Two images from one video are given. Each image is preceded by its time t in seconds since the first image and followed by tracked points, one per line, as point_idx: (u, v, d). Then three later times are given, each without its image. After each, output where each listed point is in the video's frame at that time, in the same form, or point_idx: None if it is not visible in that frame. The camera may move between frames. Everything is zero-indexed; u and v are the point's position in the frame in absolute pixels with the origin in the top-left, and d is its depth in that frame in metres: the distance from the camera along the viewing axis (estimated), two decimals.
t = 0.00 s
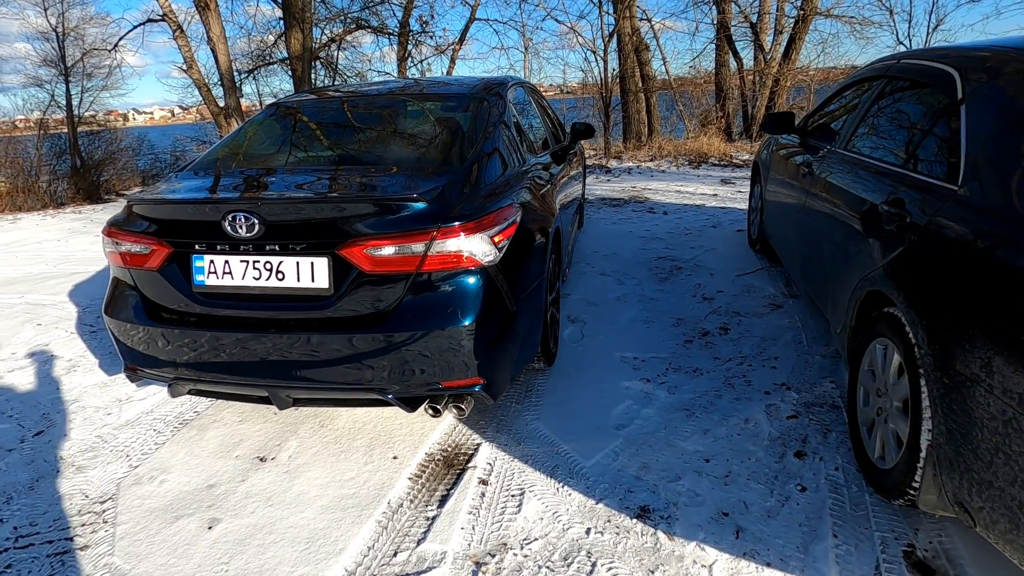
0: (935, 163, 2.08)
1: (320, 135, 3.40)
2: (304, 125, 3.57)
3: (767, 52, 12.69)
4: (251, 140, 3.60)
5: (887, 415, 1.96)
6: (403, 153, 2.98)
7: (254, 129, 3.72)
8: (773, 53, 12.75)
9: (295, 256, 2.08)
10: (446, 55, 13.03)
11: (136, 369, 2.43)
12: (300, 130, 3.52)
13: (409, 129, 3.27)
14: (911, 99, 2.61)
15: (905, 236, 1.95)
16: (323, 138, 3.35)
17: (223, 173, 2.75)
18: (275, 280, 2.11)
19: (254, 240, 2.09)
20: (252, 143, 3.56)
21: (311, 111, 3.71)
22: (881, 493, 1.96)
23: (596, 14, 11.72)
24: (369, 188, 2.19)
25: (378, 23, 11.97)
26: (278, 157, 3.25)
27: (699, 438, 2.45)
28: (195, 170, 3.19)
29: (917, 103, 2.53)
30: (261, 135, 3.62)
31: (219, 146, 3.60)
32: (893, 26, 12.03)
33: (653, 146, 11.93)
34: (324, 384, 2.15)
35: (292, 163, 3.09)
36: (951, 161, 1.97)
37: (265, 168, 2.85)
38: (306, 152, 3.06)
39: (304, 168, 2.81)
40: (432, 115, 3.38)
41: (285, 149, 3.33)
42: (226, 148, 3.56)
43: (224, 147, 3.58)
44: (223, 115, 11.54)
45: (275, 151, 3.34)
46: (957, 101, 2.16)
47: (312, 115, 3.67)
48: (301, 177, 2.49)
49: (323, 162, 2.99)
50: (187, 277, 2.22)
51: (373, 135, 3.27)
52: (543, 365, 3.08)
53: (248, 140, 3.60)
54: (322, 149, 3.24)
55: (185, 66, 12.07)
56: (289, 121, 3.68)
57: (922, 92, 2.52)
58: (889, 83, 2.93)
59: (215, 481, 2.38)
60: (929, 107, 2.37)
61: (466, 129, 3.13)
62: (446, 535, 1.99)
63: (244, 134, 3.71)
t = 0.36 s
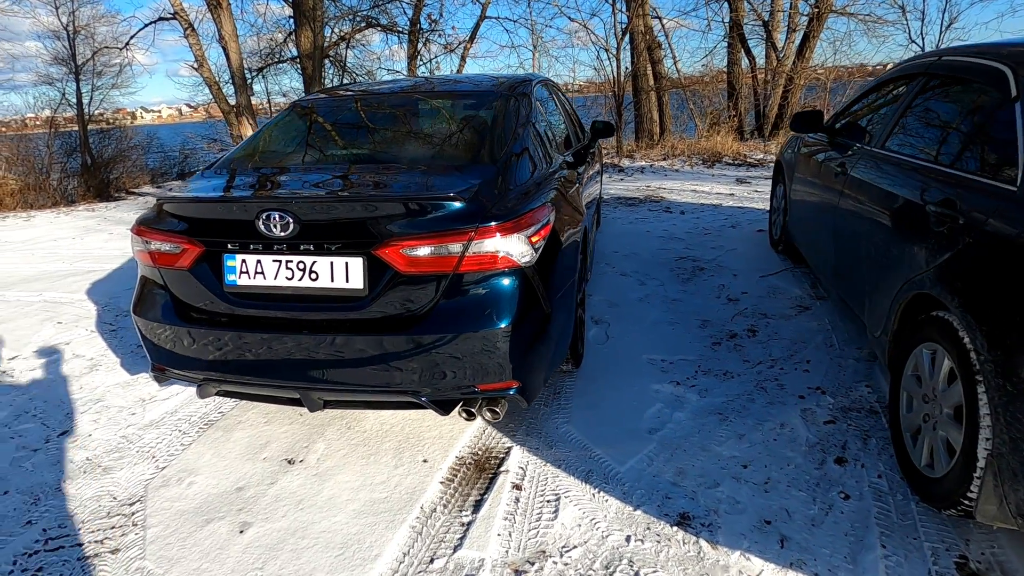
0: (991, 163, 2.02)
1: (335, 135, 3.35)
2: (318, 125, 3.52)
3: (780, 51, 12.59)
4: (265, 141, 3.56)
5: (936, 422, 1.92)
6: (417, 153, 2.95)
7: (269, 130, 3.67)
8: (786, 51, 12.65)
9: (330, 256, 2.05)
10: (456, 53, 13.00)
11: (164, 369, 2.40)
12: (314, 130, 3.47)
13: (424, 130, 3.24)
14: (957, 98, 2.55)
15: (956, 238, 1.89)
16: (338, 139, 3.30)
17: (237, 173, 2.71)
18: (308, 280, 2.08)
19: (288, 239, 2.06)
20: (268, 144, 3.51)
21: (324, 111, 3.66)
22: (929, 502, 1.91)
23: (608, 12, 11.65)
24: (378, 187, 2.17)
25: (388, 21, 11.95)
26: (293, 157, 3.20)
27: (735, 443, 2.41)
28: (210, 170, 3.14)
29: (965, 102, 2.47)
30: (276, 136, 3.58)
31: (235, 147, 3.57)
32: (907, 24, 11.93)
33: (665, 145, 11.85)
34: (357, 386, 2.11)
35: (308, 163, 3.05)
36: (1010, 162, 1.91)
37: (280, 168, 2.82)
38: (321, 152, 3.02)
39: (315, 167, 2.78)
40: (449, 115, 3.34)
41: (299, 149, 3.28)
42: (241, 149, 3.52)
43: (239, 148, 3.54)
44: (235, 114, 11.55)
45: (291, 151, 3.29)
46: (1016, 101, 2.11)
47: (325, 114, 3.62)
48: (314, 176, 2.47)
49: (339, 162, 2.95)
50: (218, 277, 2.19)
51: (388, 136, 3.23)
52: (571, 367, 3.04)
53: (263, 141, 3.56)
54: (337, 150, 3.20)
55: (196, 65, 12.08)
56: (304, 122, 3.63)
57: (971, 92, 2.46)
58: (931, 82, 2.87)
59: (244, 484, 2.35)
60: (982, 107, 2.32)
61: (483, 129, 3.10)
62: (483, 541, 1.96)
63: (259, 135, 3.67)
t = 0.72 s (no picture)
0: None
1: (351, 139, 3.36)
2: (335, 129, 3.53)
3: (792, 48, 12.52)
4: (283, 144, 3.57)
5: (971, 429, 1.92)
6: (433, 156, 2.95)
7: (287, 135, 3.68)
8: (799, 49, 12.58)
9: (366, 260, 2.07)
10: (467, 51, 13.00)
11: (197, 370, 2.43)
12: (330, 134, 3.48)
13: (440, 132, 3.24)
14: (986, 99, 2.54)
15: (995, 244, 1.89)
16: (354, 142, 3.31)
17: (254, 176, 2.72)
18: (344, 283, 2.10)
19: (326, 243, 2.08)
20: (285, 147, 3.52)
21: (341, 114, 3.67)
22: (963, 507, 1.92)
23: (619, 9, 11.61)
24: (404, 191, 2.18)
25: (398, 18, 11.97)
26: (310, 160, 3.20)
27: (763, 446, 2.42)
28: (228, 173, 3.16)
29: (994, 103, 2.46)
30: (293, 139, 3.59)
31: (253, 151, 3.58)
32: (921, 21, 11.84)
33: (677, 143, 11.81)
34: (391, 388, 2.14)
35: (325, 165, 3.05)
36: None
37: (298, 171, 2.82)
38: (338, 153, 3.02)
39: (329, 170, 2.79)
40: (466, 117, 3.34)
41: (316, 152, 3.28)
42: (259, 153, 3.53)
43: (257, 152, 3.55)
44: (247, 112, 11.61)
45: (308, 154, 3.29)
46: None
47: (342, 118, 3.63)
48: (327, 181, 2.48)
49: (355, 164, 2.96)
50: (254, 279, 2.22)
51: (403, 139, 3.23)
52: (596, 368, 3.05)
53: (281, 145, 3.57)
54: (354, 153, 3.20)
55: (207, 63, 12.12)
56: (321, 126, 3.64)
57: (1000, 92, 2.45)
58: (959, 82, 2.86)
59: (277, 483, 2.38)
60: (1012, 108, 2.31)
61: (499, 132, 3.10)
62: (517, 543, 1.98)
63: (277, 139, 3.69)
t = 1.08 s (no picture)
0: None
1: (357, 138, 3.36)
2: (341, 129, 3.53)
3: (797, 47, 12.50)
4: (291, 143, 3.56)
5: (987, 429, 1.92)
6: (439, 155, 2.95)
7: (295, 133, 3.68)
8: (804, 48, 12.54)
9: (381, 258, 2.08)
10: (471, 49, 12.99)
11: (211, 368, 2.44)
12: (337, 133, 3.48)
13: (446, 132, 3.24)
14: (997, 98, 2.53)
15: (1012, 243, 1.88)
16: (360, 142, 3.31)
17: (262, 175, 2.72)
18: (359, 282, 2.11)
19: (341, 241, 2.09)
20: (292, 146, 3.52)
21: (348, 113, 3.67)
22: (980, 507, 1.92)
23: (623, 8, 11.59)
24: (418, 190, 2.18)
25: (402, 17, 11.96)
26: (317, 159, 3.20)
27: (775, 445, 2.42)
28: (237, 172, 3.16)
29: (1005, 102, 2.46)
30: (300, 138, 3.58)
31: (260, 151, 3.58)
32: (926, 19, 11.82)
33: (682, 142, 11.79)
34: (405, 387, 2.14)
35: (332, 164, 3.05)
36: None
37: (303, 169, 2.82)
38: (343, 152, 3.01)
39: (335, 169, 2.79)
40: (473, 117, 3.34)
41: (322, 152, 3.28)
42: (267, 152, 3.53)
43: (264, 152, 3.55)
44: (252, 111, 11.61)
45: (314, 153, 3.29)
46: None
47: (349, 117, 3.63)
48: (332, 179, 2.49)
49: (361, 163, 2.95)
50: (269, 277, 2.22)
51: (409, 138, 3.23)
52: (606, 367, 3.05)
53: (289, 144, 3.57)
54: (359, 152, 3.20)
55: (211, 61, 12.13)
56: (327, 126, 3.64)
57: (1012, 91, 2.45)
58: (969, 81, 2.85)
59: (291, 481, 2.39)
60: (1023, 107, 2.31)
61: (505, 132, 3.10)
62: (532, 541, 1.99)
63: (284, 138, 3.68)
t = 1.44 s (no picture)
0: None
1: (360, 137, 3.35)
2: (343, 129, 3.51)
3: (800, 46, 12.47)
4: (293, 143, 3.54)
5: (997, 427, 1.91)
6: (443, 154, 2.94)
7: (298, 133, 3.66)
8: (806, 47, 12.51)
9: (388, 256, 2.07)
10: (472, 49, 12.99)
11: (216, 366, 2.43)
12: (339, 133, 3.47)
13: (449, 131, 3.23)
14: (1004, 95, 2.52)
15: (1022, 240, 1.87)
16: (363, 141, 3.30)
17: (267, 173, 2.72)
18: (365, 279, 2.10)
19: (347, 238, 2.08)
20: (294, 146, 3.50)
21: (350, 113, 3.66)
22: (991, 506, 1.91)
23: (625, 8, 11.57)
24: (425, 187, 2.18)
25: (403, 17, 11.95)
26: (320, 159, 3.18)
27: (783, 444, 2.41)
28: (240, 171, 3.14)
29: (1013, 99, 2.44)
30: (303, 138, 3.56)
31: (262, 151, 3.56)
32: (928, 19, 11.81)
33: (684, 142, 11.77)
34: (412, 385, 2.13)
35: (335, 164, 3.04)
36: None
37: (305, 168, 2.80)
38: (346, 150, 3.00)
39: (338, 168, 2.78)
40: (476, 116, 3.33)
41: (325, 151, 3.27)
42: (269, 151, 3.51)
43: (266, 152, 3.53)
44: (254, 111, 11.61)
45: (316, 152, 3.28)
46: None
47: (351, 117, 3.62)
48: (335, 177, 2.48)
49: (364, 161, 2.94)
50: (274, 275, 2.22)
51: (412, 137, 3.22)
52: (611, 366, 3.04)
53: (290, 144, 3.55)
54: (362, 151, 3.19)
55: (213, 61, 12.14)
56: (329, 126, 3.62)
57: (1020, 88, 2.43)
58: (977, 78, 2.84)
59: (296, 480, 2.38)
60: None
61: (508, 131, 3.09)
62: (539, 540, 1.98)
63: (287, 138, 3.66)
